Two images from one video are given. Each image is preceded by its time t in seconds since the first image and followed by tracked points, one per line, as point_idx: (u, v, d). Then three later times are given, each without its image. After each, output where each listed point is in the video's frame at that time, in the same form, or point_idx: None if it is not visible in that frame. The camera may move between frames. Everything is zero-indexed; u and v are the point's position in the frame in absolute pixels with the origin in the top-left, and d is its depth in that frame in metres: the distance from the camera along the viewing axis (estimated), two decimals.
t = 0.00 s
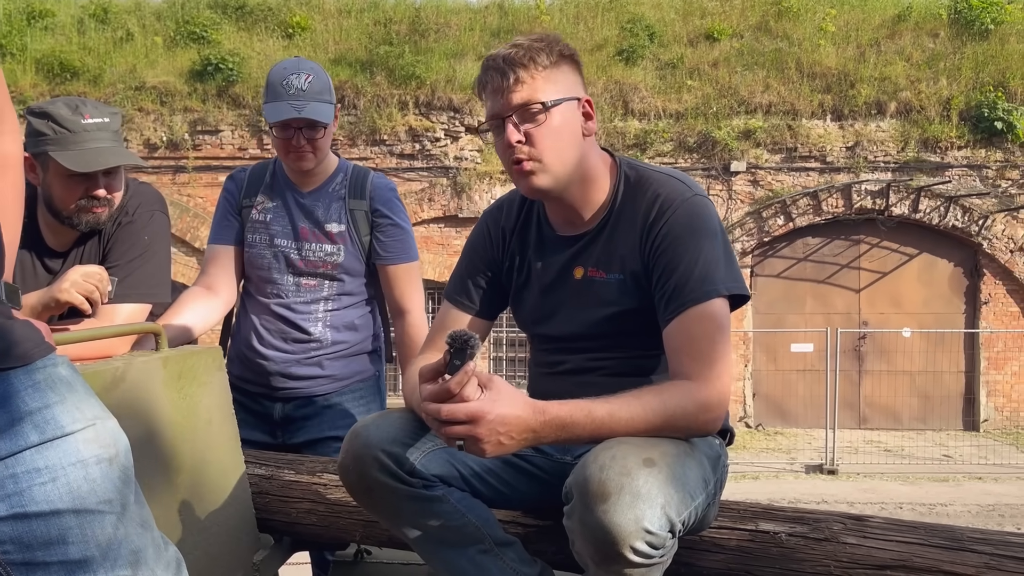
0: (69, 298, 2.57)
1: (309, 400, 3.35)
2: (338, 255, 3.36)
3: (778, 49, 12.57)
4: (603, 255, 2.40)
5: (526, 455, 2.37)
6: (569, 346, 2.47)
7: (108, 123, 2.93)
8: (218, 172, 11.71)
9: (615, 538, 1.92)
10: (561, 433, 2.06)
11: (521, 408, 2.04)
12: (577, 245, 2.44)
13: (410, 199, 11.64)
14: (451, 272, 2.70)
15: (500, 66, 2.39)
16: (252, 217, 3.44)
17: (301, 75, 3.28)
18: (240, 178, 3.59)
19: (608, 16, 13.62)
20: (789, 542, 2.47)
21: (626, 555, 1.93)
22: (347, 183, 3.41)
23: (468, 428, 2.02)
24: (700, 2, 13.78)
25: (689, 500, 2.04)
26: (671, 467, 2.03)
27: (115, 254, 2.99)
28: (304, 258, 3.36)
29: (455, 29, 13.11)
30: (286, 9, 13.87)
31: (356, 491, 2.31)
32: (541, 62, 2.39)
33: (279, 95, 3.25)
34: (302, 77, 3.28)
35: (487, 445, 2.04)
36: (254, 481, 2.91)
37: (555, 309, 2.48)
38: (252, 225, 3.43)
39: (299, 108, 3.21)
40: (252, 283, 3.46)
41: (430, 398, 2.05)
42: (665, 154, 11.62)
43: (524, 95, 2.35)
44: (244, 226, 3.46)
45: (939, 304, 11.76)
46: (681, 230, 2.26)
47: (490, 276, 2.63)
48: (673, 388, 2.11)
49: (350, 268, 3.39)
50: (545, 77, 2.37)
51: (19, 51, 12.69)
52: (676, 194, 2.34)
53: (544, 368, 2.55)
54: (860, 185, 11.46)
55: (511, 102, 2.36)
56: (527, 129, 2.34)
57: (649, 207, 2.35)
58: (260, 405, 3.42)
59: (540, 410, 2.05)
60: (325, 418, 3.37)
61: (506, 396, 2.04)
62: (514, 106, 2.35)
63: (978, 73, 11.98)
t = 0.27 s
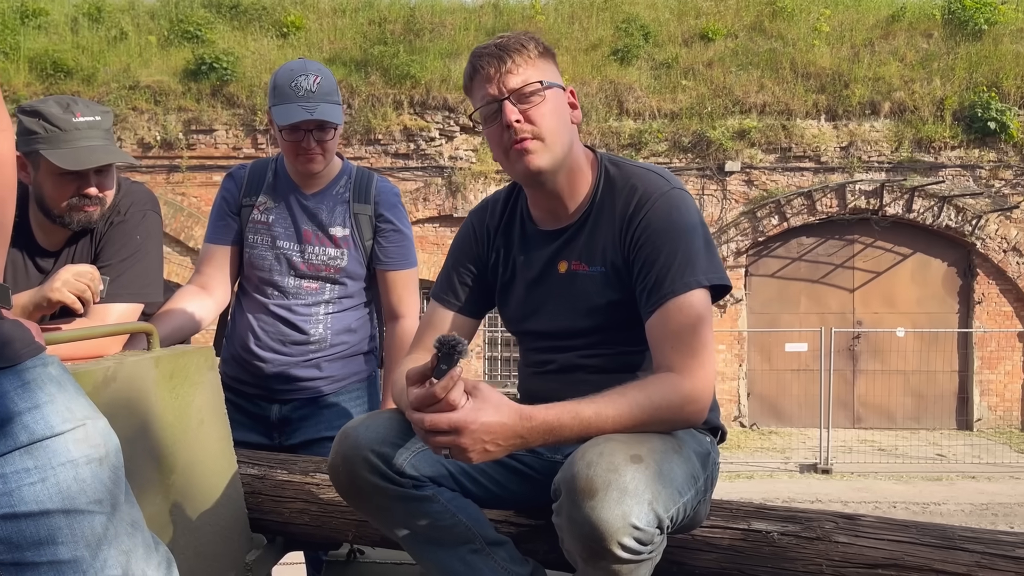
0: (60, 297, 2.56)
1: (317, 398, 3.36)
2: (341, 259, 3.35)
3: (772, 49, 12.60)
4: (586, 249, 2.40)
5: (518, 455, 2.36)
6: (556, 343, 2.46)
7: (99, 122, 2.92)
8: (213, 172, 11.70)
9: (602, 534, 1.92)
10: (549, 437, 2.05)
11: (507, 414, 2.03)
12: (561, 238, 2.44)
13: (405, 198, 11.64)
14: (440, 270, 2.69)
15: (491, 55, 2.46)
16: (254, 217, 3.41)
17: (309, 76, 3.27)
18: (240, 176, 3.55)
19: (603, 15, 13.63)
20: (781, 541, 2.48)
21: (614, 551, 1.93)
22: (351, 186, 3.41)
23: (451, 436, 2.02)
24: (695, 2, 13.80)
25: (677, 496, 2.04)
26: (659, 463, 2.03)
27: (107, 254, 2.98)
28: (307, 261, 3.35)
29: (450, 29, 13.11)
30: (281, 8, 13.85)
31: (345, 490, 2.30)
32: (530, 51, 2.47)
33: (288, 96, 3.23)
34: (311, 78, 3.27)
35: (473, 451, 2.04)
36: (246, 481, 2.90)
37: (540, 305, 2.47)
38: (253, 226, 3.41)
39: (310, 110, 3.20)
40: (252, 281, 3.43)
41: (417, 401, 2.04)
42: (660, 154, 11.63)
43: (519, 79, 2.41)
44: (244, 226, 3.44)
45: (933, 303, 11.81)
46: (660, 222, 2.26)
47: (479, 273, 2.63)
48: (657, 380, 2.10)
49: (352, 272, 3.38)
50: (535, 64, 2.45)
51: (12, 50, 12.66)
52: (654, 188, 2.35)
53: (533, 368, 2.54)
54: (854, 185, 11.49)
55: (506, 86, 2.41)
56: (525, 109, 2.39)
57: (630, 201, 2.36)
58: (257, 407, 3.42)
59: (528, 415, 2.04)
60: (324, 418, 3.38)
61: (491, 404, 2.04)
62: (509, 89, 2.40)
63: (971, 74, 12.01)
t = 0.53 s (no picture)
0: (62, 298, 2.56)
1: (320, 399, 3.39)
2: (342, 260, 3.34)
3: (767, 50, 12.63)
4: (584, 250, 2.41)
5: (522, 456, 2.37)
6: (555, 344, 2.47)
7: (100, 123, 2.92)
8: (208, 172, 11.68)
9: (607, 533, 1.93)
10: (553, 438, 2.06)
11: (511, 416, 2.04)
12: (558, 240, 2.45)
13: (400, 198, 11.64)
14: (442, 270, 2.69)
15: (481, 67, 2.44)
16: (253, 218, 3.39)
17: (306, 79, 3.25)
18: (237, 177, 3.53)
19: (598, 16, 13.64)
20: (782, 541, 2.49)
21: (618, 550, 1.94)
22: (350, 187, 3.40)
23: (457, 438, 2.03)
24: (690, 3, 13.81)
25: (680, 496, 2.05)
26: (663, 463, 2.04)
27: (109, 254, 2.98)
28: (307, 262, 3.34)
29: (445, 29, 13.12)
30: (276, 7, 13.84)
31: (349, 490, 2.31)
32: (519, 58, 2.45)
33: (287, 100, 3.20)
34: (308, 80, 3.25)
35: (477, 454, 2.05)
36: (247, 481, 2.90)
37: (539, 306, 2.49)
38: (253, 227, 3.39)
39: (311, 113, 3.18)
40: (252, 283, 3.42)
41: (422, 401, 2.05)
42: (655, 154, 11.65)
43: (511, 90, 2.40)
44: (243, 227, 3.42)
45: (927, 303, 11.85)
46: (656, 223, 2.26)
47: (479, 274, 2.63)
48: (658, 379, 2.11)
49: (352, 274, 3.37)
50: (525, 71, 2.43)
51: (6, 49, 12.63)
52: (649, 189, 2.35)
53: (533, 368, 2.55)
54: (849, 185, 11.53)
55: (500, 99, 2.40)
56: (520, 120, 2.39)
57: (625, 201, 2.36)
58: (258, 409, 3.43)
59: (532, 417, 2.05)
60: (326, 420, 3.41)
61: (496, 406, 2.05)
62: (503, 101, 2.39)
63: (965, 74, 12.06)
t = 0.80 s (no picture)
0: (61, 298, 2.55)
1: (317, 401, 3.38)
2: (334, 260, 3.31)
3: (763, 50, 12.65)
4: (585, 251, 2.40)
5: (523, 457, 2.37)
6: (555, 345, 2.47)
7: (99, 122, 2.91)
8: (203, 171, 11.65)
9: (610, 534, 1.93)
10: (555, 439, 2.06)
11: (513, 418, 2.04)
12: (560, 242, 2.45)
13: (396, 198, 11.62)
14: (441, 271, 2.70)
15: (476, 76, 2.38)
16: (245, 219, 3.38)
17: (294, 80, 3.23)
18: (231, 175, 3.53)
19: (594, 16, 13.65)
20: (781, 541, 2.50)
21: (621, 551, 1.94)
22: (342, 186, 3.36)
23: (459, 440, 2.02)
24: (686, 3, 13.82)
25: (682, 496, 2.05)
26: (664, 463, 2.04)
27: (107, 254, 2.97)
28: (300, 261, 3.33)
29: (441, 28, 13.11)
30: (271, 7, 13.81)
31: (350, 492, 2.30)
32: (515, 66, 2.39)
33: (277, 104, 3.18)
34: (296, 82, 3.23)
35: (479, 456, 2.05)
36: (246, 481, 2.90)
37: (539, 307, 2.48)
38: (246, 227, 3.38)
39: (301, 115, 3.16)
40: (247, 283, 3.42)
41: (423, 403, 2.04)
42: (651, 154, 11.67)
43: (507, 100, 2.35)
44: (236, 228, 3.41)
45: (922, 303, 11.89)
46: (657, 224, 2.26)
47: (478, 275, 2.63)
48: (658, 380, 2.11)
49: (345, 274, 3.34)
50: (522, 81, 2.37)
51: None
52: (650, 189, 2.35)
53: (534, 368, 2.55)
54: (844, 185, 11.55)
55: (495, 110, 2.35)
56: (517, 132, 2.34)
57: (626, 200, 2.37)
58: (255, 409, 3.43)
59: (534, 418, 2.05)
60: (322, 421, 3.40)
61: (497, 408, 2.05)
62: (499, 113, 2.35)
63: (960, 75, 12.10)
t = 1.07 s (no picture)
0: (54, 299, 2.55)
1: (308, 403, 3.39)
2: (322, 263, 3.30)
3: (757, 50, 12.68)
4: (581, 257, 2.40)
5: (518, 458, 2.37)
6: (551, 350, 2.47)
7: (92, 122, 2.90)
8: (197, 171, 11.62)
9: (605, 536, 1.93)
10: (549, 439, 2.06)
11: (508, 418, 2.04)
12: (556, 248, 2.45)
13: (391, 197, 11.61)
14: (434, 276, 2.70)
15: (471, 93, 2.33)
16: (236, 220, 3.38)
17: (279, 74, 3.24)
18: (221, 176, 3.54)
19: (588, 15, 13.65)
20: (775, 541, 2.50)
21: (617, 552, 1.95)
22: (330, 187, 3.35)
23: (453, 441, 2.02)
24: (680, 3, 13.83)
25: (677, 497, 2.06)
26: (661, 465, 2.04)
27: (101, 254, 2.96)
28: (288, 264, 3.32)
29: (435, 28, 13.10)
30: (265, 6, 13.79)
31: (345, 493, 2.30)
32: (509, 80, 2.34)
33: (261, 97, 3.18)
34: (281, 75, 3.24)
35: (474, 457, 2.05)
36: (241, 482, 2.89)
37: (535, 314, 2.48)
38: (235, 229, 3.38)
39: (286, 106, 3.16)
40: (238, 285, 3.42)
41: (418, 404, 2.04)
42: (645, 154, 11.69)
43: (503, 119, 2.31)
44: (226, 229, 3.41)
45: (915, 303, 11.93)
46: (653, 229, 2.26)
47: (473, 279, 2.63)
48: (653, 384, 2.12)
49: (334, 276, 3.32)
50: (517, 96, 2.33)
51: None
52: (646, 194, 2.35)
53: (528, 371, 2.55)
54: (838, 185, 11.58)
55: (492, 129, 2.31)
56: (515, 151, 2.32)
57: (622, 205, 2.37)
58: (247, 410, 3.42)
59: (528, 418, 2.05)
60: (315, 421, 3.40)
61: (492, 406, 2.04)
62: (495, 133, 2.31)
63: (953, 75, 12.14)
